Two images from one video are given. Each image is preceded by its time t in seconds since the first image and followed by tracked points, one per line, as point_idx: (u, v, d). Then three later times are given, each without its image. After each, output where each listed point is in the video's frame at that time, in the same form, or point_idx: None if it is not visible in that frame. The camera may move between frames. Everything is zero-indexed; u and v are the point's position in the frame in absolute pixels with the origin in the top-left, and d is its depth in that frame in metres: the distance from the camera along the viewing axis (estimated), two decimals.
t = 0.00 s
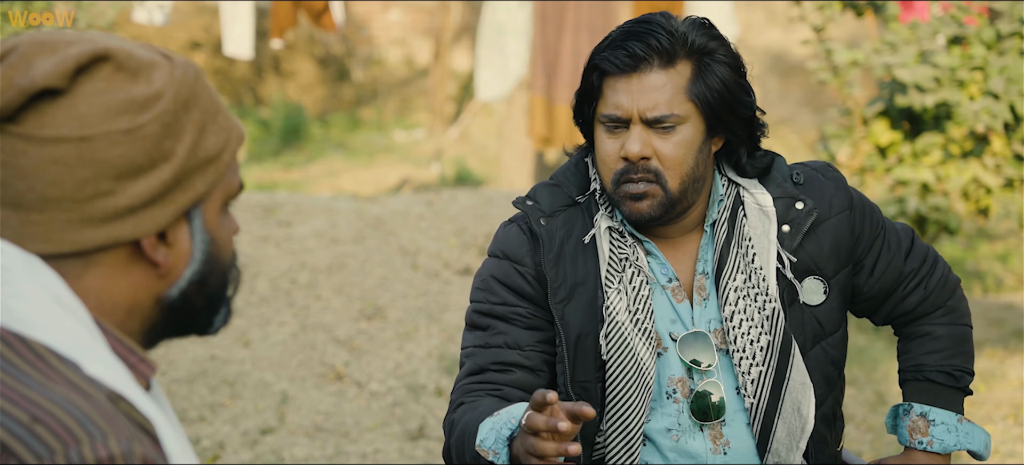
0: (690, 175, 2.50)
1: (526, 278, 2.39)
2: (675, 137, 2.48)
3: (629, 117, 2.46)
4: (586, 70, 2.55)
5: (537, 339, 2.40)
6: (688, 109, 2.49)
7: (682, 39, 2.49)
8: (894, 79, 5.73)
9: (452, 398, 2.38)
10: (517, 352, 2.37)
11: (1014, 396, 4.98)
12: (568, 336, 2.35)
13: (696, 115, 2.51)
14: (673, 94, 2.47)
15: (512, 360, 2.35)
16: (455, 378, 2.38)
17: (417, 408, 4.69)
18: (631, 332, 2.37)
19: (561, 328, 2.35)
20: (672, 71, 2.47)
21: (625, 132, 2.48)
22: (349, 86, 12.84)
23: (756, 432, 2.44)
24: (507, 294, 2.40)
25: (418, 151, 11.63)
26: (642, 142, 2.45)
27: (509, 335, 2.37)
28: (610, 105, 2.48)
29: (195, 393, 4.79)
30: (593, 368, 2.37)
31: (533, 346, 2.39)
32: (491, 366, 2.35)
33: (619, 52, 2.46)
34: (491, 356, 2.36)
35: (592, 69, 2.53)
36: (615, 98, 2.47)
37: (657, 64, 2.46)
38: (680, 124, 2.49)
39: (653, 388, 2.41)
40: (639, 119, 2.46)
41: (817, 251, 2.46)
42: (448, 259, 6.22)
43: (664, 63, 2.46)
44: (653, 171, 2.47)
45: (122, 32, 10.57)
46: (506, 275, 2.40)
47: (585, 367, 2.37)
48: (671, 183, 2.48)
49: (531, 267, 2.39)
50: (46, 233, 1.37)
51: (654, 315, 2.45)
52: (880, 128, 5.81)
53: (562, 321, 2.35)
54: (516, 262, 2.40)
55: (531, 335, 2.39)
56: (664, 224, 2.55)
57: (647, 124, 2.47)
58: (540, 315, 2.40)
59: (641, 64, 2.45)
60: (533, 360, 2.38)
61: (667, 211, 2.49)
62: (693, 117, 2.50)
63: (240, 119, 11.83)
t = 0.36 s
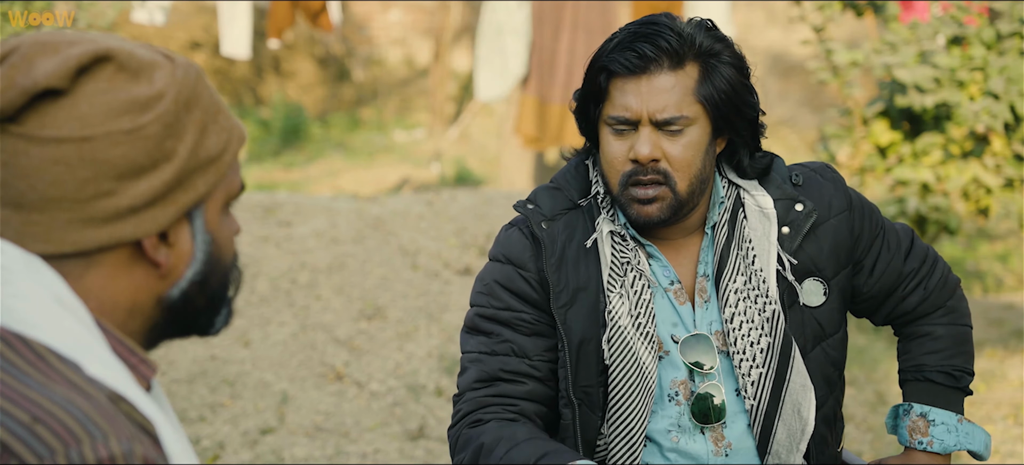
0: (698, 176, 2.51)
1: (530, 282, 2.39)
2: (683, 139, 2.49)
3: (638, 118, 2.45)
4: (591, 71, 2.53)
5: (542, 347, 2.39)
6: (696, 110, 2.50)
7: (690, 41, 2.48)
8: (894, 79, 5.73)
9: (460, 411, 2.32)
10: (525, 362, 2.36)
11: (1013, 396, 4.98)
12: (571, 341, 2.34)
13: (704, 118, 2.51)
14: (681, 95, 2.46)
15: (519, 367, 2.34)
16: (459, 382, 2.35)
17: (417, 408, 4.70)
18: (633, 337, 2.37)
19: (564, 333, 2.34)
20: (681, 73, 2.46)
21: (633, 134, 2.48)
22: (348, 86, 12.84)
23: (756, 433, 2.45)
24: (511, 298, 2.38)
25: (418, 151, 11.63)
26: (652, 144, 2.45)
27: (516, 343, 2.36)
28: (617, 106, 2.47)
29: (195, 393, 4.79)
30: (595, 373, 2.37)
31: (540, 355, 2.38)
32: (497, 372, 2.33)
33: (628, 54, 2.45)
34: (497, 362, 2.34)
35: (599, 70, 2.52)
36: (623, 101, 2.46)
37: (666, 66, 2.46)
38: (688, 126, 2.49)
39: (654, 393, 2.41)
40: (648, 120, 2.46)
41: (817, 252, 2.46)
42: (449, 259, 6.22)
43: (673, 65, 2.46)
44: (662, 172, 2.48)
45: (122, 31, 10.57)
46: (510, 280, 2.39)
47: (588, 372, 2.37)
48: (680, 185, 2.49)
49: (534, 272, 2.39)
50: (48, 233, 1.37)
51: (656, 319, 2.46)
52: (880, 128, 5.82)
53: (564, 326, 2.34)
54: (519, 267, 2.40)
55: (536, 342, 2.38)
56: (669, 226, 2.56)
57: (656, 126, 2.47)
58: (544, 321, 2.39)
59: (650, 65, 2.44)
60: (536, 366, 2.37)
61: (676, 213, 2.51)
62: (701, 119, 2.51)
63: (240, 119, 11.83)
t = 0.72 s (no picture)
0: (682, 183, 2.51)
1: (529, 282, 2.39)
2: (667, 144, 2.48)
3: (621, 122, 2.46)
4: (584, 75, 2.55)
5: (542, 345, 2.39)
6: (682, 118, 2.48)
7: (681, 46, 2.47)
8: (894, 79, 5.73)
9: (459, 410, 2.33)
10: (523, 359, 2.35)
11: (1013, 396, 4.98)
12: (569, 339, 2.34)
13: (690, 125, 2.50)
14: (666, 102, 2.45)
15: (518, 367, 2.34)
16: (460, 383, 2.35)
17: (417, 408, 4.70)
18: (631, 336, 2.37)
19: (562, 332, 2.34)
20: (668, 78, 2.45)
21: (618, 136, 2.49)
22: (349, 86, 12.85)
23: (756, 434, 2.45)
24: (511, 298, 2.38)
25: (418, 151, 11.63)
26: (633, 149, 2.45)
27: (515, 342, 2.36)
28: (604, 110, 2.48)
29: (195, 394, 4.80)
30: (593, 372, 2.36)
31: (540, 353, 2.38)
32: (496, 372, 2.33)
33: (613, 59, 2.45)
34: (496, 362, 2.34)
35: (589, 73, 2.53)
36: (610, 104, 2.47)
37: (651, 72, 2.44)
38: (673, 133, 2.48)
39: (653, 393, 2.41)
40: (631, 125, 2.46)
41: (818, 253, 2.44)
42: (449, 259, 6.22)
43: (659, 70, 2.44)
44: (644, 178, 2.48)
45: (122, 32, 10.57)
46: (509, 279, 2.39)
47: (585, 371, 2.36)
48: (662, 191, 2.49)
49: (533, 270, 2.39)
50: (48, 232, 1.37)
51: (654, 317, 2.46)
52: (880, 128, 5.82)
53: (562, 326, 2.34)
54: (518, 266, 2.40)
55: (536, 341, 2.38)
56: (664, 229, 2.58)
57: (640, 131, 2.47)
58: (543, 320, 2.39)
59: (636, 71, 2.44)
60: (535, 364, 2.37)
61: (660, 218, 2.51)
62: (686, 126, 2.49)
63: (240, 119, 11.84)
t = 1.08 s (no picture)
0: (672, 193, 2.46)
1: (525, 286, 2.38)
2: (656, 155, 2.43)
3: (610, 130, 2.42)
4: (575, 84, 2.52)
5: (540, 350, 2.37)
6: (671, 129, 2.44)
7: (672, 57, 2.44)
8: (894, 79, 5.73)
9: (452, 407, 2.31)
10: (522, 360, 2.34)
11: (1013, 396, 4.98)
12: (567, 348, 2.34)
13: (679, 137, 2.46)
14: (656, 114, 2.41)
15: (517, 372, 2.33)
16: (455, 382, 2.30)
17: (418, 408, 4.70)
18: (630, 342, 2.38)
19: (560, 341, 2.34)
20: (658, 90, 2.42)
21: (608, 145, 2.44)
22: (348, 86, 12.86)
23: (756, 440, 2.45)
24: (509, 303, 2.37)
25: (418, 151, 11.64)
26: (621, 160, 2.41)
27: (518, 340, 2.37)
28: (593, 118, 2.45)
29: (195, 393, 4.80)
30: (593, 379, 2.37)
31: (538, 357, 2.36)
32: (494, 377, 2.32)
33: (603, 70, 2.42)
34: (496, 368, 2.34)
35: (580, 83, 2.50)
36: (599, 113, 2.43)
37: (641, 84, 2.41)
38: (661, 144, 2.43)
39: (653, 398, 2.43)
40: (620, 135, 2.41)
41: (816, 256, 2.44)
42: (449, 259, 6.22)
43: (649, 82, 2.41)
44: (634, 186, 2.43)
45: (122, 32, 10.57)
46: (506, 283, 2.38)
47: (585, 378, 2.36)
48: (651, 201, 2.44)
49: (530, 276, 2.38)
50: (48, 233, 1.37)
51: (652, 323, 2.46)
52: (880, 128, 5.82)
53: (561, 334, 2.35)
54: (514, 270, 2.39)
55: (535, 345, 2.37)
56: (660, 230, 2.54)
57: (628, 142, 2.42)
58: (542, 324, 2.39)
59: (625, 83, 2.41)
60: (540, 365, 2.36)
61: (649, 227, 2.46)
62: (676, 137, 2.45)
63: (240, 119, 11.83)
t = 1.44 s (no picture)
0: (660, 200, 2.45)
1: (514, 293, 2.36)
2: (643, 162, 2.42)
3: (598, 136, 2.41)
4: (564, 90, 2.52)
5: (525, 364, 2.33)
6: (659, 135, 2.43)
7: (661, 62, 2.43)
8: (894, 79, 5.74)
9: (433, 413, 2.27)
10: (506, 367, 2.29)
11: (1014, 396, 4.98)
12: (556, 361, 2.33)
13: (668, 143, 2.45)
14: (645, 119, 2.41)
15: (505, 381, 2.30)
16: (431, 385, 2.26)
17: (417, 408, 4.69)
18: (620, 355, 2.36)
19: (549, 354, 2.33)
20: (646, 96, 2.41)
21: (596, 151, 2.44)
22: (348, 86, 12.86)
23: (752, 449, 2.44)
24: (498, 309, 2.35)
25: (417, 151, 11.63)
26: (609, 166, 2.40)
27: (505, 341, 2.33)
28: (581, 124, 2.44)
29: (195, 393, 4.80)
30: (582, 392, 2.37)
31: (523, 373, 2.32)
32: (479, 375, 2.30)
33: (591, 75, 2.42)
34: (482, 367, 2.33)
35: (568, 88, 2.50)
36: (588, 119, 2.42)
37: (629, 89, 2.41)
38: (649, 150, 2.42)
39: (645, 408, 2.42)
40: (607, 140, 2.41)
41: (809, 263, 2.42)
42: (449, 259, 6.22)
43: (637, 87, 2.41)
44: (622, 194, 2.42)
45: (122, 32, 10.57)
46: (494, 288, 2.36)
47: (574, 391, 2.36)
48: (639, 208, 2.43)
49: (520, 284, 2.37)
50: (50, 231, 1.37)
51: (642, 335, 2.45)
52: (880, 128, 5.82)
53: (550, 346, 2.33)
54: (504, 277, 2.38)
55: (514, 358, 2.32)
56: (645, 245, 2.54)
57: (616, 147, 2.42)
58: (528, 337, 2.37)
59: (613, 88, 2.40)
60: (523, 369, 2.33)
61: (637, 236, 2.46)
62: (664, 143, 2.44)
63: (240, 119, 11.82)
